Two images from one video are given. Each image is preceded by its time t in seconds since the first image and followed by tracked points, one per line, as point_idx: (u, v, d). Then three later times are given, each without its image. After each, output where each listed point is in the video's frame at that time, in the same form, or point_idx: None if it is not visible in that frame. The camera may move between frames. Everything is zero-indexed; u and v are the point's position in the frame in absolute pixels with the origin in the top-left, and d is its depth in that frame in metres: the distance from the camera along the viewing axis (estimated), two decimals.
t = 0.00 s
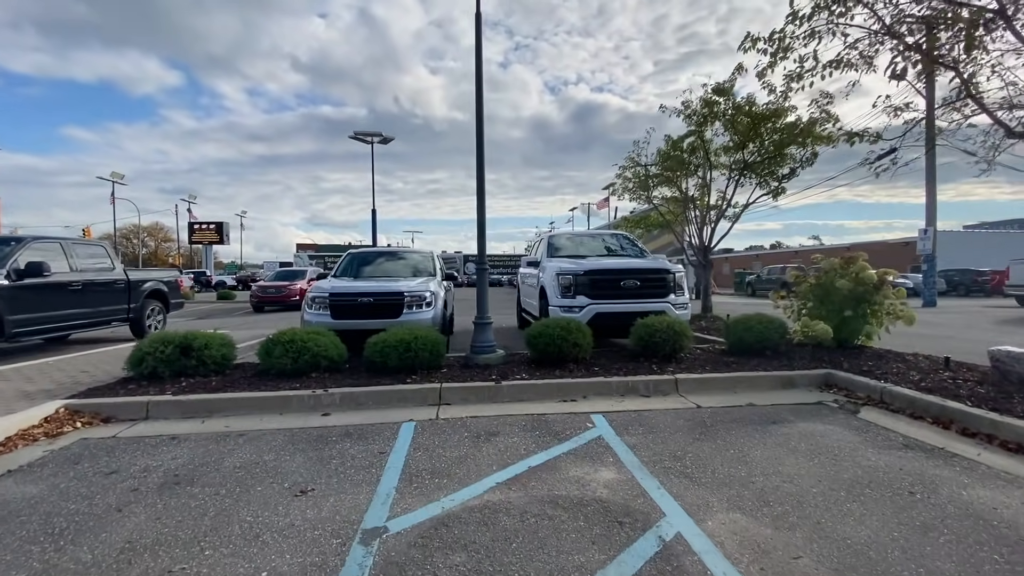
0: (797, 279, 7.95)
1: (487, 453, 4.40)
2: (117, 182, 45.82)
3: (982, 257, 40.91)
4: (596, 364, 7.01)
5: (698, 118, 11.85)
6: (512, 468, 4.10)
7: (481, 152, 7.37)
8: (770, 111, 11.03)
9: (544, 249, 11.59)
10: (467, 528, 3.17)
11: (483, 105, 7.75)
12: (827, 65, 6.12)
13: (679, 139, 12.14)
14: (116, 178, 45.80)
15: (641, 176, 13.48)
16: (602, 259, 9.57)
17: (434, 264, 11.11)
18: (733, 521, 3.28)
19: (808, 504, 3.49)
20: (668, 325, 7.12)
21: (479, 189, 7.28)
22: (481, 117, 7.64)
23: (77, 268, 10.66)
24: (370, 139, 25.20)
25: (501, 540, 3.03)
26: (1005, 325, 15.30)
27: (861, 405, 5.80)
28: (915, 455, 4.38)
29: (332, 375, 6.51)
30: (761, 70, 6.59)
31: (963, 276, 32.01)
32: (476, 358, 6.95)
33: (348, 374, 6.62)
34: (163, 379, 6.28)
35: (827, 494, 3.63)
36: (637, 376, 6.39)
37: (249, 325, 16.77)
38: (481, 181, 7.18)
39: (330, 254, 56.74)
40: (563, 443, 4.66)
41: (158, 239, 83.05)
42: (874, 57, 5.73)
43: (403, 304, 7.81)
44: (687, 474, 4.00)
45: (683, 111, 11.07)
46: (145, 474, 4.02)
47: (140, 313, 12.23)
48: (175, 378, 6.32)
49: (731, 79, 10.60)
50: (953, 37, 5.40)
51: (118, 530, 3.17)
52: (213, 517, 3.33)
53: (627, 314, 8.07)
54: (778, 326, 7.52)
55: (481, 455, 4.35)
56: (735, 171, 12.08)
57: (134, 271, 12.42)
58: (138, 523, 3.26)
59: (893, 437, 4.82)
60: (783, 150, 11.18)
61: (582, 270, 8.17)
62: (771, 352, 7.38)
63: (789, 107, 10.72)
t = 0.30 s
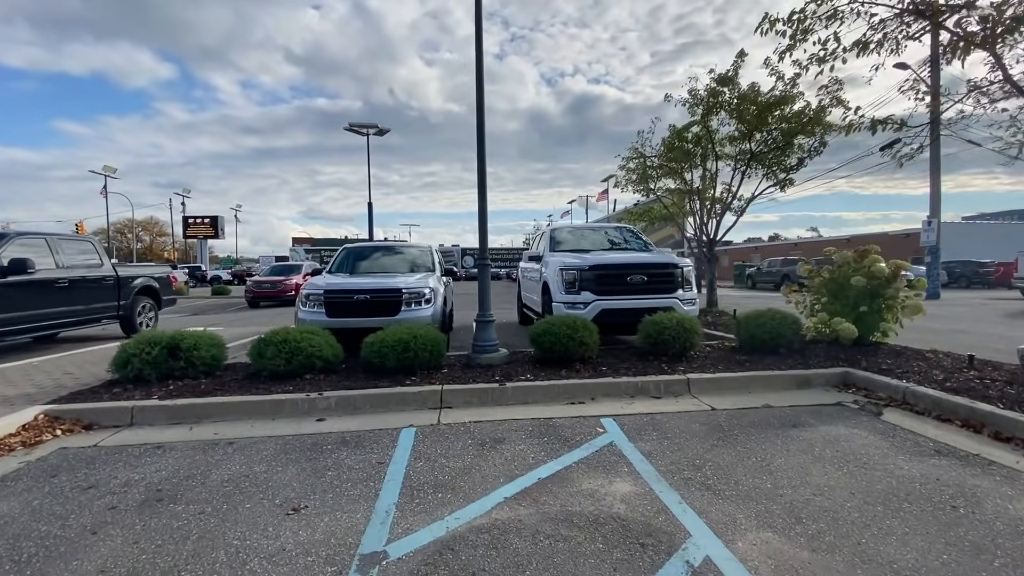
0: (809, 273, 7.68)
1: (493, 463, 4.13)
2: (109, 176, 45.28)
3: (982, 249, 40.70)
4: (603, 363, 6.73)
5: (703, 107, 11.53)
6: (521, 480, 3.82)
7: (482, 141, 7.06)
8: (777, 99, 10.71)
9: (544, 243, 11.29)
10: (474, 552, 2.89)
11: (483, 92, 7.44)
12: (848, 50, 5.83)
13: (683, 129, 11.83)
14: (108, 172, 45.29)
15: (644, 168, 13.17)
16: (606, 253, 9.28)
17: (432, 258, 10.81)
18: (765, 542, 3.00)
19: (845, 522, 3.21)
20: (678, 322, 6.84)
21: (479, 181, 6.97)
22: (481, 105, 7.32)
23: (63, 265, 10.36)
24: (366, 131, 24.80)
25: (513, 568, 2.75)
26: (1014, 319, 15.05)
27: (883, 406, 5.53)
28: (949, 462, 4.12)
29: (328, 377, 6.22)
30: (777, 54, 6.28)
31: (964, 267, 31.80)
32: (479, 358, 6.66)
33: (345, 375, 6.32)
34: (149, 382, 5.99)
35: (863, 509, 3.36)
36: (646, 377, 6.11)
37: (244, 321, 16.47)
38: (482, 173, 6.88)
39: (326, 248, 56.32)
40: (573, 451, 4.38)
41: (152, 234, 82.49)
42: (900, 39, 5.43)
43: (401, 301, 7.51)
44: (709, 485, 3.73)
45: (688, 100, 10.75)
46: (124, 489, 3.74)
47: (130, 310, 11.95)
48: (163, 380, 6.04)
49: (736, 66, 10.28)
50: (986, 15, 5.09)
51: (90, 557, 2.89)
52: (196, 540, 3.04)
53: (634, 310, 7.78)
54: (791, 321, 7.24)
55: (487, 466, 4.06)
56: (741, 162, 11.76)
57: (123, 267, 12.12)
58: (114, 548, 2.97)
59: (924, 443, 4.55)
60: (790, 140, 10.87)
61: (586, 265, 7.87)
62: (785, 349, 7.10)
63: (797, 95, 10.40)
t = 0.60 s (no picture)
0: (819, 264, 7.41)
1: (494, 468, 3.88)
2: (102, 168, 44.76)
3: (983, 239, 40.47)
4: (607, 359, 6.48)
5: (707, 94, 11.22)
6: (523, 488, 3.57)
7: (480, 128, 6.77)
8: (783, 85, 10.41)
9: (543, 234, 11.01)
10: (474, 573, 2.64)
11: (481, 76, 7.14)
12: (864, 29, 5.55)
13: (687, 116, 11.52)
14: (101, 165, 44.76)
15: (645, 157, 12.87)
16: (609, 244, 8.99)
17: (429, 251, 10.53)
18: (790, 559, 2.76)
19: (875, 535, 2.97)
20: (684, 316, 6.58)
21: (477, 169, 6.69)
22: (479, 90, 7.02)
23: (48, 259, 10.08)
24: (361, 121, 24.41)
25: None
26: (1020, 310, 14.82)
27: (900, 404, 5.29)
28: (978, 466, 3.88)
29: (320, 375, 5.96)
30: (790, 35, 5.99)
31: (965, 257, 31.59)
32: (477, 354, 6.40)
33: (338, 373, 6.06)
34: (133, 382, 5.74)
35: (893, 520, 3.12)
36: (652, 373, 5.86)
37: (238, 315, 16.20)
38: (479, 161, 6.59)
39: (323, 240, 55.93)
40: (578, 455, 4.13)
41: (148, 227, 81.94)
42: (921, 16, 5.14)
43: (396, 296, 7.24)
44: (724, 493, 3.48)
45: (691, 86, 10.44)
46: (97, 501, 3.48)
47: (119, 305, 11.67)
48: (147, 380, 5.78)
49: (741, 49, 9.97)
50: None
51: None
52: (170, 559, 2.79)
53: (638, 304, 7.52)
54: (801, 315, 6.99)
55: (487, 472, 3.80)
56: (745, 150, 11.47)
57: (112, 261, 11.82)
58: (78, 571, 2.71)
59: (947, 444, 4.31)
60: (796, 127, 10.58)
61: (588, 257, 7.60)
62: (795, 344, 6.85)
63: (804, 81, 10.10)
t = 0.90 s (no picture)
0: (830, 257, 7.13)
1: (490, 480, 3.62)
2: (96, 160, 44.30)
3: (984, 231, 40.20)
4: (609, 358, 6.21)
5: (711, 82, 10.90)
6: (522, 504, 3.30)
7: (476, 116, 6.46)
8: (790, 72, 10.09)
9: (543, 227, 10.72)
10: None
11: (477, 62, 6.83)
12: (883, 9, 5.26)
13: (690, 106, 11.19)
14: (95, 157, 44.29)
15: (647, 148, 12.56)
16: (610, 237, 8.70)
17: (425, 244, 10.23)
18: None
19: (907, 560, 2.70)
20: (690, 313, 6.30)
21: (473, 159, 6.39)
22: (476, 77, 6.71)
23: (32, 254, 9.77)
24: (357, 112, 24.02)
25: None
26: None
27: (919, 406, 5.03)
28: (1010, 476, 3.61)
29: (309, 376, 5.69)
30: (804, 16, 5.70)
31: (966, 250, 31.34)
32: (475, 353, 6.13)
33: (328, 374, 5.78)
34: (112, 384, 5.46)
35: (925, 542, 2.85)
36: (657, 374, 5.59)
37: (232, 310, 15.92)
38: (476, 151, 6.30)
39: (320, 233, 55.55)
40: (581, 465, 3.86)
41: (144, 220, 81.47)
42: None
43: (390, 292, 6.95)
44: (740, 509, 3.21)
45: (695, 73, 10.12)
46: (60, 520, 3.22)
47: (108, 300, 11.38)
48: (127, 382, 5.51)
49: (747, 35, 9.64)
50: None
51: None
52: None
53: (641, 300, 7.24)
54: (812, 311, 6.71)
55: (483, 485, 3.53)
56: (750, 140, 11.16)
57: (100, 255, 11.52)
58: None
59: (974, 451, 4.04)
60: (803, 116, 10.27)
61: (590, 251, 7.32)
62: (805, 342, 6.58)
63: (812, 67, 9.77)
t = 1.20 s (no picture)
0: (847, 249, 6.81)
1: (492, 492, 3.32)
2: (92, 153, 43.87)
3: (989, 222, 39.84)
4: (616, 355, 5.90)
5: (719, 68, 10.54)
6: (527, 520, 3.00)
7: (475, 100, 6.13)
8: (801, 57, 9.74)
9: (544, 219, 10.39)
10: None
11: (476, 44, 6.48)
12: None
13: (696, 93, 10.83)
14: (91, 149, 43.83)
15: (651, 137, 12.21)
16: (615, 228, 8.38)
17: (423, 236, 9.91)
18: None
19: None
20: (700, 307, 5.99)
21: (472, 146, 6.06)
22: (474, 59, 6.37)
23: (17, 247, 9.46)
24: (355, 103, 23.62)
25: None
26: None
27: (948, 407, 4.72)
28: None
29: (299, 376, 5.39)
30: None
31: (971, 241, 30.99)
32: (475, 350, 5.82)
33: (320, 373, 5.48)
34: (90, 384, 5.16)
35: (978, 567, 2.55)
36: (667, 372, 5.29)
37: (228, 304, 15.63)
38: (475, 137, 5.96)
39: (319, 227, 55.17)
40: (590, 474, 3.56)
41: (142, 213, 81.03)
42: None
43: (386, 286, 6.64)
44: (767, 527, 2.92)
45: (703, 58, 9.76)
46: (17, 540, 2.92)
47: (98, 295, 11.07)
48: (106, 382, 5.21)
49: (756, 18, 9.27)
50: None
51: None
52: None
53: (648, 294, 6.93)
54: (829, 305, 6.40)
55: (484, 498, 3.24)
56: (759, 128, 10.81)
57: (89, 249, 11.21)
58: None
59: (1013, 457, 3.75)
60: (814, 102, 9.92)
61: (594, 243, 7.00)
62: (821, 338, 6.27)
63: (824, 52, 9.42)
